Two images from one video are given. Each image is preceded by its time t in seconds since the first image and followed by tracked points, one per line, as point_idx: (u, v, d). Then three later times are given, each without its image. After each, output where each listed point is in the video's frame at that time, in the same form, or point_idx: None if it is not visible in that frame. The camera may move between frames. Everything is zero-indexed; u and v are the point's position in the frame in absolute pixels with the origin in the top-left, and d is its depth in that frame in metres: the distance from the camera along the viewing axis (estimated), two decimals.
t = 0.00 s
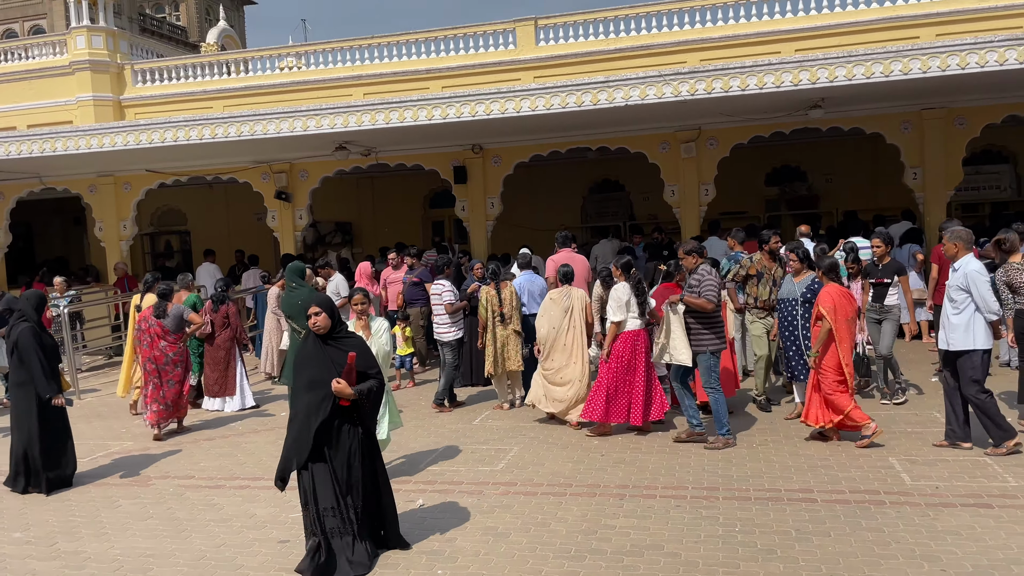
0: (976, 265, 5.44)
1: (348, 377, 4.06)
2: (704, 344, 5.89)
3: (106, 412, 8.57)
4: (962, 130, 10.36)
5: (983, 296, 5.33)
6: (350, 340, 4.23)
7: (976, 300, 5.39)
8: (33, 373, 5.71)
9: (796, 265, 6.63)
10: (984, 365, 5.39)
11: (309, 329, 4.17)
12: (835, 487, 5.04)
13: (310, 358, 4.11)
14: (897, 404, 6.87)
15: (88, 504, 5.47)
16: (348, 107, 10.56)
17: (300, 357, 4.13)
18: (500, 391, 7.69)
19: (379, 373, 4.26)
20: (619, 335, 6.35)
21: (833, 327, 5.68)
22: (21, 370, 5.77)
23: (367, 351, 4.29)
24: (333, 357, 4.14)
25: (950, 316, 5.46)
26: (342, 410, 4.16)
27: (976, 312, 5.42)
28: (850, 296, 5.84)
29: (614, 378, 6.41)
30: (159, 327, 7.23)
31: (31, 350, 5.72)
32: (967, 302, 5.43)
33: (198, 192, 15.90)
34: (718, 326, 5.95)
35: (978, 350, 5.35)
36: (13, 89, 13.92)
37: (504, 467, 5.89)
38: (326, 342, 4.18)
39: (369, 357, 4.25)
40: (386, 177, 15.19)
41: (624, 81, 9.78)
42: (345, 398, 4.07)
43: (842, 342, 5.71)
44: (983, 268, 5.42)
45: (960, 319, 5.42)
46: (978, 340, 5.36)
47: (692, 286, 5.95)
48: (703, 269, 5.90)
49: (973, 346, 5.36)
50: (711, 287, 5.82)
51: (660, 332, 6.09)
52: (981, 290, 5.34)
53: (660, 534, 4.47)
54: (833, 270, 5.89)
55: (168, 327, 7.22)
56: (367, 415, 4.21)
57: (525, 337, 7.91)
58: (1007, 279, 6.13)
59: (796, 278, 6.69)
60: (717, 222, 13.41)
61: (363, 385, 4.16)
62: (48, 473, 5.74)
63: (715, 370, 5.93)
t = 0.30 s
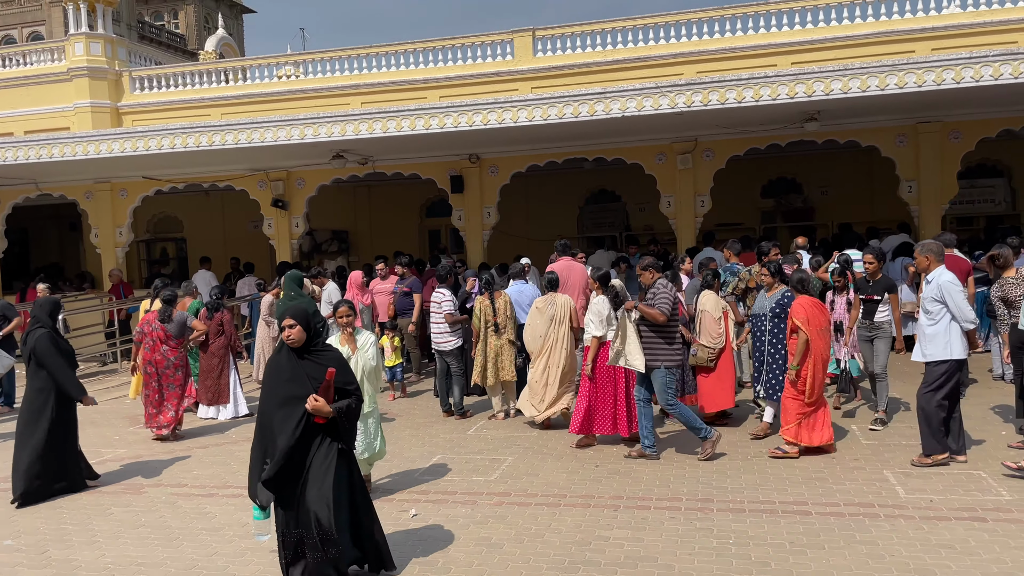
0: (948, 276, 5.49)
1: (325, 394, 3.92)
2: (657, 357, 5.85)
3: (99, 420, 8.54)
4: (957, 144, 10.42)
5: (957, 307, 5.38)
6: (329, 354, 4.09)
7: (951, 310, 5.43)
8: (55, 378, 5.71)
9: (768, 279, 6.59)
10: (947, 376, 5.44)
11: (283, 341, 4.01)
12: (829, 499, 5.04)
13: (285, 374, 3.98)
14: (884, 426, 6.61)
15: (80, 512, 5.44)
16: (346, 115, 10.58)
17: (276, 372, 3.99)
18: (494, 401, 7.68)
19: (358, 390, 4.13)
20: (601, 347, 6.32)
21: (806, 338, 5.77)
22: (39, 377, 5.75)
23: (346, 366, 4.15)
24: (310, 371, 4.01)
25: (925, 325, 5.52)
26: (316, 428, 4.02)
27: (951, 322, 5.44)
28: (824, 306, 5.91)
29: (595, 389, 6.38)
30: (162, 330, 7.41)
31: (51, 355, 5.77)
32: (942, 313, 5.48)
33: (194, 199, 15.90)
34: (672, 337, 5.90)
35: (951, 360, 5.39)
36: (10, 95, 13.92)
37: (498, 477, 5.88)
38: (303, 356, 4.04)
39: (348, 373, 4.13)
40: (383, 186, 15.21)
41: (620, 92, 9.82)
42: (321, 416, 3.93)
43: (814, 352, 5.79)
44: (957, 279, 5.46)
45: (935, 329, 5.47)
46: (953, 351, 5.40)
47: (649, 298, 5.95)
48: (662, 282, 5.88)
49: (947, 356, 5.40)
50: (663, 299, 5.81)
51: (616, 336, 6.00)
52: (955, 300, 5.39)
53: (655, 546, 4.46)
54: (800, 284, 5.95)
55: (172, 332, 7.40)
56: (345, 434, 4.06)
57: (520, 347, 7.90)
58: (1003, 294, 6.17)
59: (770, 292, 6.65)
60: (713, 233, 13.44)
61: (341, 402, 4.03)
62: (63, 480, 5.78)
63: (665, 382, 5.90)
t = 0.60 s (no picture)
0: (923, 293, 5.48)
1: (305, 415, 3.53)
2: (621, 359, 5.80)
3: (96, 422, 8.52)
4: (956, 154, 10.43)
5: (930, 324, 5.38)
6: (315, 373, 3.74)
7: (924, 327, 5.44)
8: (63, 378, 5.69)
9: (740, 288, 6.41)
10: (920, 392, 5.46)
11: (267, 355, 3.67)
12: (828, 509, 5.02)
13: (267, 389, 3.63)
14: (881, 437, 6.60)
15: (76, 515, 5.42)
16: (346, 120, 10.59)
17: (258, 386, 3.64)
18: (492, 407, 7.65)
19: (345, 413, 3.75)
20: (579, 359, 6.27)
21: (771, 352, 5.80)
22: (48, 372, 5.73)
23: (333, 386, 3.78)
24: (293, 390, 3.65)
25: (900, 341, 5.55)
26: (297, 453, 3.62)
27: (923, 339, 5.45)
28: (796, 319, 5.87)
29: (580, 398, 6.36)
30: (160, 334, 7.44)
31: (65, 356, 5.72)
32: (916, 329, 5.50)
33: (194, 202, 15.89)
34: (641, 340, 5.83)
35: (921, 375, 5.41)
36: (10, 97, 13.93)
37: (495, 484, 5.86)
38: (288, 372, 3.69)
39: (335, 394, 3.74)
40: (383, 191, 15.20)
41: (621, 99, 9.84)
42: (300, 439, 3.51)
43: (779, 365, 5.81)
44: (932, 295, 5.45)
45: (908, 345, 5.49)
46: (924, 367, 5.42)
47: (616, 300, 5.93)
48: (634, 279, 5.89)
49: (919, 372, 5.42)
50: (630, 298, 5.82)
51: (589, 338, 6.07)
52: (928, 318, 5.40)
53: (652, 555, 4.44)
54: (775, 296, 5.92)
55: (169, 335, 7.42)
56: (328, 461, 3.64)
57: (518, 353, 7.88)
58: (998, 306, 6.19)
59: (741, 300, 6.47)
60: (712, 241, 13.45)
61: (323, 425, 3.63)
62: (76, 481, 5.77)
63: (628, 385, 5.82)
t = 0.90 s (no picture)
0: (903, 299, 5.49)
1: (286, 422, 3.31)
2: (583, 366, 5.77)
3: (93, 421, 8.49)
4: (958, 159, 10.40)
5: (909, 330, 5.42)
6: (300, 377, 3.50)
7: (903, 332, 5.47)
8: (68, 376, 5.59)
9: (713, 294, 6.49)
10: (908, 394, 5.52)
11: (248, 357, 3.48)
12: (828, 513, 5.00)
13: (248, 392, 3.42)
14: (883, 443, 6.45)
15: (72, 514, 5.39)
16: (346, 119, 10.56)
17: (239, 389, 3.44)
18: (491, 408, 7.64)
19: (330, 420, 3.50)
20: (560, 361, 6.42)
21: (747, 351, 5.91)
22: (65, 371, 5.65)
23: (318, 390, 3.54)
24: (274, 395, 3.43)
25: (880, 344, 5.60)
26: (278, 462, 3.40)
27: (902, 345, 5.50)
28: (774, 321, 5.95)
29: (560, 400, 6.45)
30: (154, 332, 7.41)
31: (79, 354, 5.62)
32: (895, 334, 5.53)
33: (193, 201, 15.87)
34: (603, 349, 5.79)
35: (900, 380, 5.48)
36: (11, 93, 13.91)
37: (493, 486, 5.83)
38: (270, 375, 3.47)
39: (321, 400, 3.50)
40: (383, 191, 15.17)
41: (623, 100, 9.84)
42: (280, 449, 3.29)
43: (755, 364, 5.89)
44: (911, 301, 5.46)
45: (887, 349, 5.54)
46: (903, 370, 5.49)
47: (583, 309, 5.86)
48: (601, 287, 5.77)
49: (898, 375, 5.49)
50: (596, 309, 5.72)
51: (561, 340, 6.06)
52: (906, 324, 5.42)
53: (652, 558, 4.41)
54: (756, 296, 5.99)
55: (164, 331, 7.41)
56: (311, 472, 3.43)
57: (518, 355, 7.83)
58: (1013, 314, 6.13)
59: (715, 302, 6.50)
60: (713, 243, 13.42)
61: (306, 433, 3.39)
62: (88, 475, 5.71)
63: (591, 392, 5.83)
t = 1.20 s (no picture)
0: (883, 301, 5.50)
1: (268, 436, 3.13)
2: (549, 371, 5.82)
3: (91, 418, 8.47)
4: (958, 161, 10.41)
5: (891, 332, 5.39)
6: (278, 387, 3.35)
7: (886, 334, 5.44)
8: (101, 372, 5.78)
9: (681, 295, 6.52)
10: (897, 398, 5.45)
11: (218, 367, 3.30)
12: (827, 515, 5.00)
13: (223, 407, 3.27)
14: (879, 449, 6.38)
15: (71, 510, 5.37)
16: (346, 117, 10.55)
17: (212, 405, 3.28)
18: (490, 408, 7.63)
19: (312, 431, 3.37)
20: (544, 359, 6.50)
21: (732, 353, 5.92)
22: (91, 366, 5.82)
23: (298, 399, 3.41)
24: (252, 408, 3.28)
25: (862, 348, 5.55)
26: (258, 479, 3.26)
27: (885, 347, 5.47)
28: (755, 323, 6.02)
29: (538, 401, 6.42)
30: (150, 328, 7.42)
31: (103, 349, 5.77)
32: (878, 337, 5.49)
33: (193, 198, 15.85)
34: (565, 351, 5.85)
35: (885, 382, 5.43)
36: (10, 89, 13.89)
37: (492, 485, 5.82)
38: (245, 388, 3.31)
39: (301, 410, 3.37)
40: (382, 189, 15.16)
41: (624, 100, 9.84)
42: (263, 464, 3.14)
43: (741, 367, 5.92)
44: (892, 303, 5.47)
45: (871, 353, 5.50)
46: (888, 374, 5.44)
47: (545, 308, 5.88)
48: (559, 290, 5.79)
49: (882, 378, 5.44)
50: (553, 313, 5.73)
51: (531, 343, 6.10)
52: (889, 326, 5.41)
53: (651, 559, 4.40)
54: (737, 296, 6.04)
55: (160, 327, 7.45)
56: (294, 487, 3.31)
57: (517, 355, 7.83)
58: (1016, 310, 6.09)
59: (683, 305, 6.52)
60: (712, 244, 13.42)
61: (288, 446, 3.26)
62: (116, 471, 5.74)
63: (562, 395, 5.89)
